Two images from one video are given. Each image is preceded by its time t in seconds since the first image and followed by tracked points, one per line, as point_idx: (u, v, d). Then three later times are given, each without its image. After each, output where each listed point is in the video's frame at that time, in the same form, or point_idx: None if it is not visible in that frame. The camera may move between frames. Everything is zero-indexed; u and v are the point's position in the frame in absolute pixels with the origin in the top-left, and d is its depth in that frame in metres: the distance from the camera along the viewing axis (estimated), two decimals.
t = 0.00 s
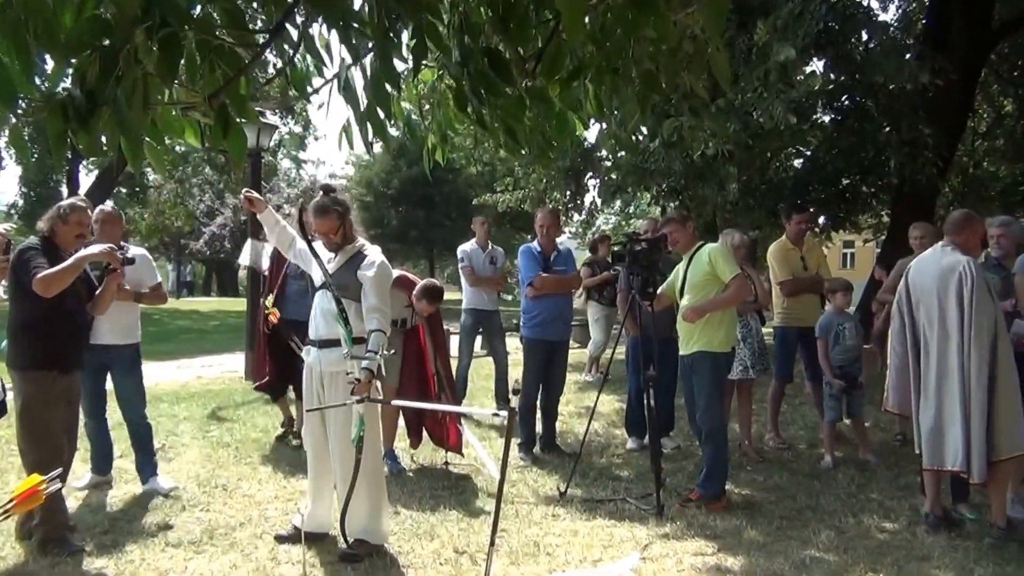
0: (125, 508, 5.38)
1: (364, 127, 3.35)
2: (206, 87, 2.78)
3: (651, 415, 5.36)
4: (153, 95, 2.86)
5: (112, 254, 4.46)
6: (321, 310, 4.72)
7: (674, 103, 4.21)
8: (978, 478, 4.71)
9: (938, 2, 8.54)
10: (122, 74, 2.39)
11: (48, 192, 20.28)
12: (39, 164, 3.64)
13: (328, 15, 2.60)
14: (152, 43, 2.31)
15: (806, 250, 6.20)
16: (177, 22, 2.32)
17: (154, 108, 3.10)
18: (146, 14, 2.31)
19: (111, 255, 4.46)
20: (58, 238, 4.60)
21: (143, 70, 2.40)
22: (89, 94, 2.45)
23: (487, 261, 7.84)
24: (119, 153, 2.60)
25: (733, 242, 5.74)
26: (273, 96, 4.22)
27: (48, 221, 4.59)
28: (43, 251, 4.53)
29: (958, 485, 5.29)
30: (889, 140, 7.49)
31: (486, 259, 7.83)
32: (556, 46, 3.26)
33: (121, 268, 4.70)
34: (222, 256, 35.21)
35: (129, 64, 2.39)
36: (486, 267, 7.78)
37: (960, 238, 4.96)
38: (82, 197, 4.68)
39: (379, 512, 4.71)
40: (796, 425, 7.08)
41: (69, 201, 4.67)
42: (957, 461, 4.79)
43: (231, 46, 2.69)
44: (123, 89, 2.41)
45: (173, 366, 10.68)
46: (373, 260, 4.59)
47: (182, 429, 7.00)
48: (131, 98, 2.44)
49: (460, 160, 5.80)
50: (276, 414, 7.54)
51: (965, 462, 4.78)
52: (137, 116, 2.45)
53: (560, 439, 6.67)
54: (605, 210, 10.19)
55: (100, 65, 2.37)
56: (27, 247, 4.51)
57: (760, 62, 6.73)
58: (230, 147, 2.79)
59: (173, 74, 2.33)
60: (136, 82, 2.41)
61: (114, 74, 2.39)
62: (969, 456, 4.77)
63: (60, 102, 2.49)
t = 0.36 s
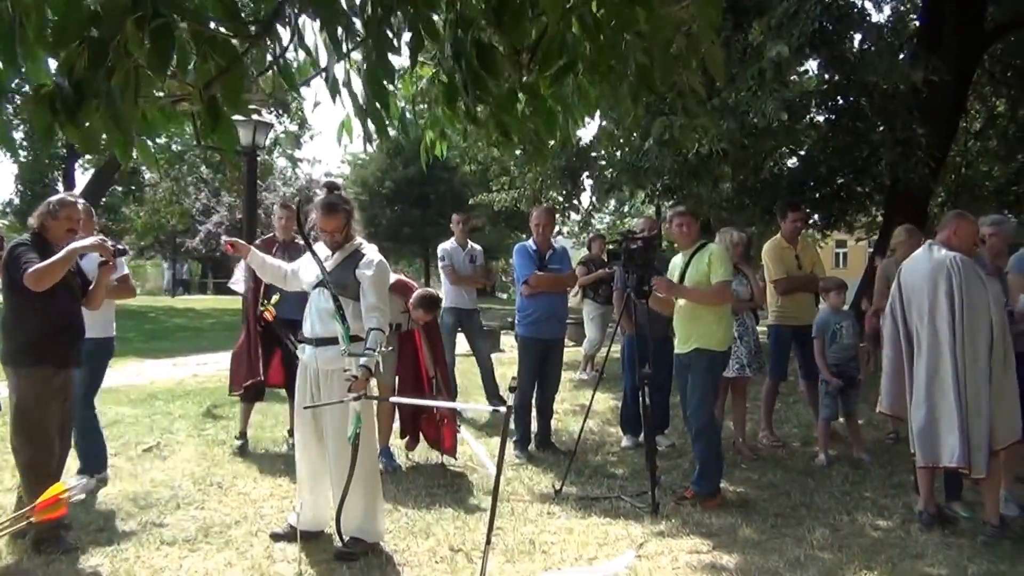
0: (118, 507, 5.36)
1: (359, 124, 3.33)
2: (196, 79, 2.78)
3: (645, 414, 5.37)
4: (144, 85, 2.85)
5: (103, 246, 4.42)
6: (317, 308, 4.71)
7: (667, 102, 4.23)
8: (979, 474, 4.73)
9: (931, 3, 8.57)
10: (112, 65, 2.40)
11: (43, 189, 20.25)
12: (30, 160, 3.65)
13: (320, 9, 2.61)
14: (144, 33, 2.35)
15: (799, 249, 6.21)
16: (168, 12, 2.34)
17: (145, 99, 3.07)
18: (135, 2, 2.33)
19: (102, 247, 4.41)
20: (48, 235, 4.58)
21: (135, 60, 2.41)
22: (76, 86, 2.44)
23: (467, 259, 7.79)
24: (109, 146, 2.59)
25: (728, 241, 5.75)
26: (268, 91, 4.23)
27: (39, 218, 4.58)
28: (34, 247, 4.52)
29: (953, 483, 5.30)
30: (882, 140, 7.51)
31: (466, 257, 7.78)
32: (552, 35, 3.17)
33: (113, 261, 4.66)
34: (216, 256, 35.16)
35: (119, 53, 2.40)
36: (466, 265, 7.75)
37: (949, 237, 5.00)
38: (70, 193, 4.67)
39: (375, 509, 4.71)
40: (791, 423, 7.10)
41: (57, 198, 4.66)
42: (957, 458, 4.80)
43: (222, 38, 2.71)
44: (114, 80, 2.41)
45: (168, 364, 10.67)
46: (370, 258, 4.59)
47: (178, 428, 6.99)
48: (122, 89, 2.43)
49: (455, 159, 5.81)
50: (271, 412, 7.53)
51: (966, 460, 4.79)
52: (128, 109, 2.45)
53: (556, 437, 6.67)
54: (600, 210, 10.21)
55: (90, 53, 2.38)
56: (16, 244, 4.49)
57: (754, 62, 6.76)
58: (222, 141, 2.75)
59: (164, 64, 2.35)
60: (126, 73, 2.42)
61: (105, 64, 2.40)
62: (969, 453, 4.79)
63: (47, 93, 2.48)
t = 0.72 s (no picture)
0: (112, 505, 5.35)
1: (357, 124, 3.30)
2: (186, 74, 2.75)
3: (640, 412, 5.37)
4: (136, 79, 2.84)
5: (97, 241, 4.40)
6: (313, 307, 4.71)
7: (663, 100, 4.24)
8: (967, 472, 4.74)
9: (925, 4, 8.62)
10: (102, 54, 2.40)
11: (37, 186, 20.19)
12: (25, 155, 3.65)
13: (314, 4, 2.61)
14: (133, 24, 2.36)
15: (794, 249, 6.24)
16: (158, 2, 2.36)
17: (137, 93, 3.04)
18: None
19: (96, 242, 4.40)
20: (42, 232, 4.57)
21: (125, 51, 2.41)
22: (66, 77, 2.43)
23: (458, 258, 7.78)
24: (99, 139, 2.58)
25: (724, 241, 5.77)
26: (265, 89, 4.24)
27: (30, 214, 4.58)
28: (28, 244, 4.51)
29: (947, 481, 5.32)
30: (876, 139, 7.54)
31: (456, 255, 7.76)
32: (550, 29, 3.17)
33: (108, 258, 4.65)
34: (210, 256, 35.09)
35: (108, 44, 2.40)
36: (456, 262, 7.74)
37: (941, 236, 5.02)
38: (63, 190, 4.67)
39: (370, 507, 4.71)
40: (785, 422, 7.12)
41: (50, 195, 4.66)
42: (947, 456, 4.81)
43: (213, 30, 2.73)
44: (103, 71, 2.39)
45: (162, 363, 10.65)
46: (366, 256, 4.60)
47: (172, 426, 6.99)
48: (110, 79, 2.41)
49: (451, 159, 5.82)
50: (266, 411, 7.53)
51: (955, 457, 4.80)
52: (116, 101, 2.40)
53: (550, 435, 6.68)
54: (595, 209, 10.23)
55: (80, 43, 2.40)
56: (10, 242, 4.48)
57: (749, 62, 6.78)
58: (211, 139, 2.69)
59: (155, 54, 2.37)
60: (116, 63, 2.41)
61: (94, 54, 2.40)
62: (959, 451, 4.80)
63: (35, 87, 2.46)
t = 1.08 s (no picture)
0: (107, 505, 5.33)
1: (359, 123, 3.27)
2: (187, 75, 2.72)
3: (635, 411, 5.37)
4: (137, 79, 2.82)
5: (90, 237, 4.36)
6: (309, 306, 4.70)
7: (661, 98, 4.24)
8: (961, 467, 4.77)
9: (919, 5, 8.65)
10: (102, 56, 2.36)
11: (30, 184, 20.13)
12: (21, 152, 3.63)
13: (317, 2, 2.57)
14: (134, 25, 2.31)
15: (788, 248, 6.25)
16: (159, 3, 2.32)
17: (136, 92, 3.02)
18: None
19: (89, 238, 4.36)
20: (37, 229, 4.55)
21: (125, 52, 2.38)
22: (69, 78, 2.41)
23: (453, 257, 7.78)
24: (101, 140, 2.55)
25: (719, 240, 5.78)
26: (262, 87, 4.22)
27: (27, 212, 4.55)
28: (23, 241, 4.48)
29: (941, 480, 5.34)
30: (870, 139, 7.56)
31: (452, 254, 7.77)
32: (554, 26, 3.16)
33: (103, 255, 4.61)
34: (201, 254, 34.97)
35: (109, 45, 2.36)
36: (452, 261, 7.74)
37: (935, 235, 5.04)
38: (59, 187, 4.65)
39: (366, 505, 4.69)
40: (779, 420, 7.14)
41: (46, 191, 4.63)
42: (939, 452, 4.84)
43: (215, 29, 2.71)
44: (102, 71, 2.36)
45: (155, 361, 10.62)
46: (363, 254, 4.58)
47: (167, 425, 6.96)
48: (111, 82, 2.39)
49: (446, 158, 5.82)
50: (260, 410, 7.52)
51: (947, 453, 4.83)
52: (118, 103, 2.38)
53: (545, 434, 6.68)
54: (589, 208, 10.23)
55: (80, 44, 2.36)
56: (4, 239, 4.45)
57: (744, 62, 6.80)
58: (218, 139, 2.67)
59: (155, 55, 2.32)
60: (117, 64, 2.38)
61: (94, 56, 2.37)
62: (951, 447, 4.83)
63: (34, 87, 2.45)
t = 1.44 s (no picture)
0: (99, 504, 5.30)
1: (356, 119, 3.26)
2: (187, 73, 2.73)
3: (629, 410, 5.37)
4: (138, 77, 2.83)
5: (83, 234, 4.32)
6: (304, 307, 4.66)
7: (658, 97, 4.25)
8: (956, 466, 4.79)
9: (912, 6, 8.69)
10: (101, 55, 2.36)
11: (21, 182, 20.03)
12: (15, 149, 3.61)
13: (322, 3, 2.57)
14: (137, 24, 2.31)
15: (782, 248, 6.25)
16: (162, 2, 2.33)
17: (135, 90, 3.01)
18: None
19: (83, 235, 4.32)
20: (31, 227, 4.53)
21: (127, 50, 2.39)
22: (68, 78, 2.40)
23: (448, 256, 7.73)
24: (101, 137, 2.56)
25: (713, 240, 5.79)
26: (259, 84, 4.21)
27: (21, 210, 4.52)
28: (16, 239, 4.46)
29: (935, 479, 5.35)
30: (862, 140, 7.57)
31: (447, 254, 7.71)
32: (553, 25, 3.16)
33: (97, 254, 4.58)
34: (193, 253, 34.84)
35: (109, 45, 2.37)
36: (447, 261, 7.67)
37: (928, 234, 5.06)
38: (53, 185, 4.63)
39: (361, 504, 4.68)
40: (773, 419, 7.16)
41: (39, 189, 4.61)
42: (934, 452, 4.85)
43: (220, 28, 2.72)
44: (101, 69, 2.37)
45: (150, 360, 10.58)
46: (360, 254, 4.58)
47: (161, 424, 6.93)
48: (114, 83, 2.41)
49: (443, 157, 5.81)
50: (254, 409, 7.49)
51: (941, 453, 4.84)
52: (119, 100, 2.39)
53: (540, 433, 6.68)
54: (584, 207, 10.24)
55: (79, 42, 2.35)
56: None
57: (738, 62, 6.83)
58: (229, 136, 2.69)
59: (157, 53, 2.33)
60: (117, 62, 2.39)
61: (94, 56, 2.37)
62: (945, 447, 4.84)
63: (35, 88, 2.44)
